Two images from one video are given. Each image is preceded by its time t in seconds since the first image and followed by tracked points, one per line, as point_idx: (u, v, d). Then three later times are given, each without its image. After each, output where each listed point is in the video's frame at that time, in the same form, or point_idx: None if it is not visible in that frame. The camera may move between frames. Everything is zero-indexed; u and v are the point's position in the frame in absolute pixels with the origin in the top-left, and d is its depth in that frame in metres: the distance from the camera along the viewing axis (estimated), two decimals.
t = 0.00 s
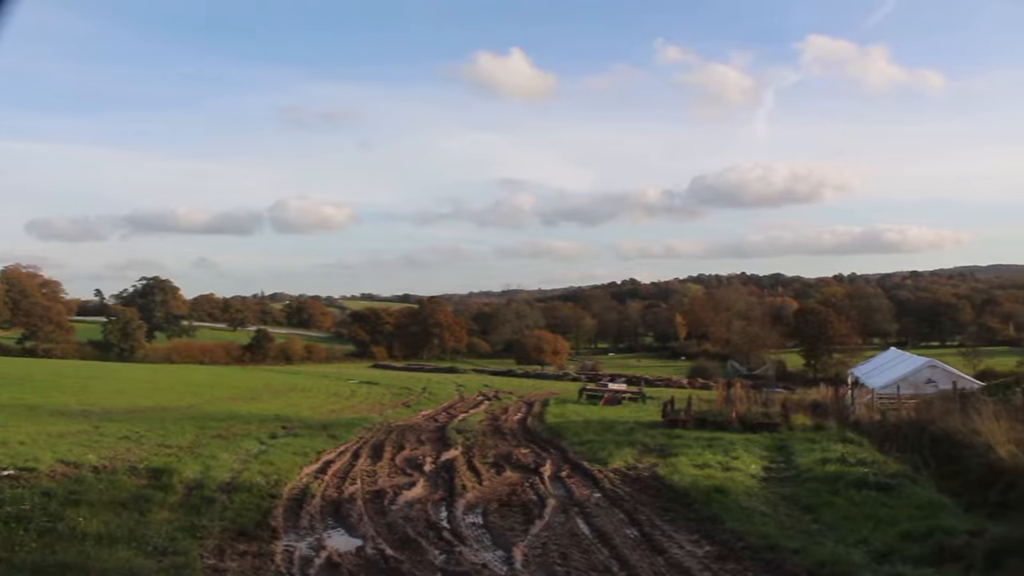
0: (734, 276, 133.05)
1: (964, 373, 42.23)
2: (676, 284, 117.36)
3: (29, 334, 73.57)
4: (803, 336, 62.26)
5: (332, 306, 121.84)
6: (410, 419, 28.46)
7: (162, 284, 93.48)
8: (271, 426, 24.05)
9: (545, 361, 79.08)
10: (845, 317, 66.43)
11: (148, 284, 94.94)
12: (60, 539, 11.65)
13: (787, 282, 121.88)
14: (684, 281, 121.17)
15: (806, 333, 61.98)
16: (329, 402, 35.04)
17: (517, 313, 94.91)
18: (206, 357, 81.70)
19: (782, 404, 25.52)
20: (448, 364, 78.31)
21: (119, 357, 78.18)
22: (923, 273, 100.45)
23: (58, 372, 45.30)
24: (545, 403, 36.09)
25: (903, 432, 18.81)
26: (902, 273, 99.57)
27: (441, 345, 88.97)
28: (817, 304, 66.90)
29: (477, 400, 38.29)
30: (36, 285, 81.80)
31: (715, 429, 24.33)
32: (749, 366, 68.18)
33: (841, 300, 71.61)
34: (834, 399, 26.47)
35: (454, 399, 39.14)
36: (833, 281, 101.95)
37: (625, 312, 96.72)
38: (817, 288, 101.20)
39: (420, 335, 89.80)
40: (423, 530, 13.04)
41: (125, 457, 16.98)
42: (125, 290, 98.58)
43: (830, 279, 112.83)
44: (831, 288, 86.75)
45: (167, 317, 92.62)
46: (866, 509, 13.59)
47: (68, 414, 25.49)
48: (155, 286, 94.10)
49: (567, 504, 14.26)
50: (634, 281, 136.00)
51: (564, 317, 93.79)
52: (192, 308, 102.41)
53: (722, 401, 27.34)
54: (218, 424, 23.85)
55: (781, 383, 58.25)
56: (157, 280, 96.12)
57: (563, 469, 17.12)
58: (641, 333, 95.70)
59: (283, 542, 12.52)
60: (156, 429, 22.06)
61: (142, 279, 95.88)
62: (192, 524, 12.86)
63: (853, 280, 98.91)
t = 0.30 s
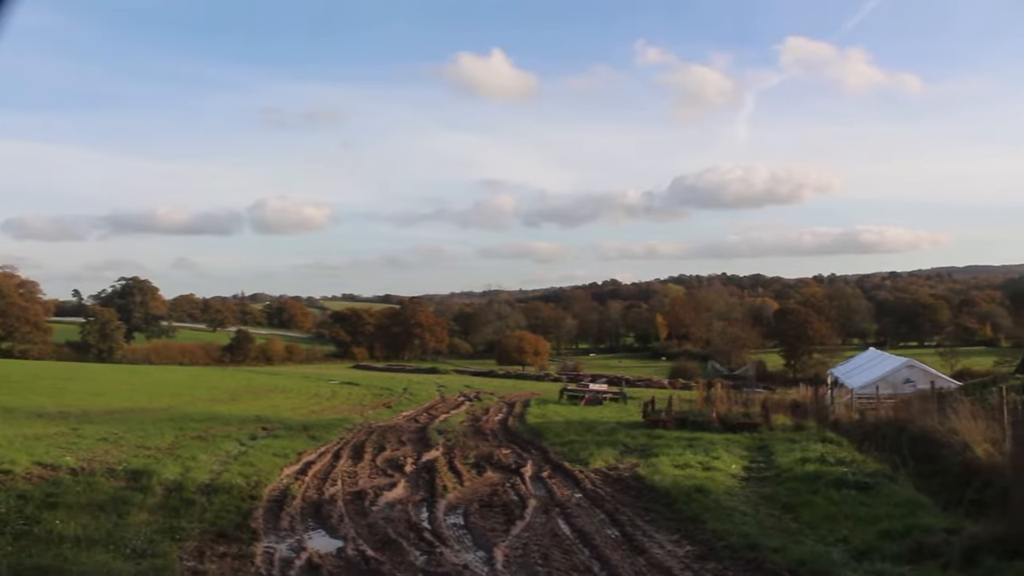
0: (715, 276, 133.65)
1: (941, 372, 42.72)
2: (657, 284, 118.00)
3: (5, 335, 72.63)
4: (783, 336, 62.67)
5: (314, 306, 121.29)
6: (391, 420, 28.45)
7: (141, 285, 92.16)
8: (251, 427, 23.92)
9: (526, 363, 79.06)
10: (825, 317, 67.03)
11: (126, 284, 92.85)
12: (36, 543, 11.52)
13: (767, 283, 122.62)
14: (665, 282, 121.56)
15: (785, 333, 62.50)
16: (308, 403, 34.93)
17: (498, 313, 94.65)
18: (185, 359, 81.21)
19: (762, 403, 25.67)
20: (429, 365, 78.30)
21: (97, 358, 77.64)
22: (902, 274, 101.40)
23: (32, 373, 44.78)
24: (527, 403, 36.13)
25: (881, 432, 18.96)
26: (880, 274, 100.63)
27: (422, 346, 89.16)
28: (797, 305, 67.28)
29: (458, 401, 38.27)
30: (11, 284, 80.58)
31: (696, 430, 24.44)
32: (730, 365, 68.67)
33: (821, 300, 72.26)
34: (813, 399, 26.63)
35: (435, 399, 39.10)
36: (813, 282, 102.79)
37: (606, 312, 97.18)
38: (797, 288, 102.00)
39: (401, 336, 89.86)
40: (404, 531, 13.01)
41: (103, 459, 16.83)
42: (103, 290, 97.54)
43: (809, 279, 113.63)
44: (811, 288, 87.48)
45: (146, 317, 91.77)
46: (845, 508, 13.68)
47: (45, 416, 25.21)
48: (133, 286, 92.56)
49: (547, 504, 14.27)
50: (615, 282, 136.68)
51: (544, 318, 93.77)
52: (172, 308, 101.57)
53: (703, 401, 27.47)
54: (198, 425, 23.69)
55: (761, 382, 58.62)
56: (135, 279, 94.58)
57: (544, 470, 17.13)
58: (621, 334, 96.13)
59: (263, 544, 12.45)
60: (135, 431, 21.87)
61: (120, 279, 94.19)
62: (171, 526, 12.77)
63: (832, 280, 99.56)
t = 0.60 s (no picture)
0: (697, 277, 134.22)
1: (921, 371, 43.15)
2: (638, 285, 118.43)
3: None
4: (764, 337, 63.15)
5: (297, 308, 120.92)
6: (373, 421, 28.42)
7: (121, 285, 91.44)
8: (232, 428, 23.80)
9: (508, 363, 79.18)
10: (806, 317, 67.53)
11: (105, 284, 91.90)
12: (14, 545, 11.42)
13: (748, 283, 123.26)
14: (647, 283, 122.00)
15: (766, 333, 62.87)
16: (290, 404, 34.83)
17: (479, 314, 95.06)
18: (166, 360, 80.70)
19: (743, 403, 25.79)
20: (412, 365, 78.22)
21: (76, 360, 77.15)
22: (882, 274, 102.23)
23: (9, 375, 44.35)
24: (509, 404, 36.17)
25: (862, 431, 19.10)
26: (860, 275, 101.59)
27: (404, 346, 89.14)
28: (778, 305, 67.66)
29: (440, 401, 38.26)
30: None
31: (678, 430, 24.52)
32: (711, 366, 69.07)
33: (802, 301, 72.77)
34: (795, 398, 26.76)
35: (416, 400, 39.08)
36: (793, 283, 103.57)
37: (588, 312, 97.43)
38: (778, 288, 102.79)
39: (383, 336, 89.74)
40: (387, 533, 12.98)
41: (82, 461, 16.71)
42: (83, 291, 96.72)
43: (790, 279, 114.40)
44: (792, 288, 88.13)
45: (126, 317, 91.13)
46: (826, 508, 13.75)
47: (23, 418, 24.97)
48: (113, 286, 91.60)
49: (530, 504, 14.27)
50: (598, 282, 137.22)
51: (527, 318, 93.89)
52: (153, 309, 100.93)
53: (685, 402, 27.58)
54: (179, 427, 23.53)
55: (743, 382, 58.97)
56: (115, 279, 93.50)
57: (526, 470, 17.11)
58: (603, 334, 96.31)
59: (244, 545, 12.39)
60: (114, 432, 21.71)
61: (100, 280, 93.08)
62: (151, 527, 12.69)
63: (813, 281, 100.16)
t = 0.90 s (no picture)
0: (682, 278, 134.65)
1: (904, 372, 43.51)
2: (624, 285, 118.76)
3: None
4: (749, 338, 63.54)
5: (282, 309, 120.53)
6: (358, 422, 28.33)
7: (105, 285, 90.85)
8: (217, 429, 23.70)
9: (494, 364, 79.18)
10: (791, 318, 67.92)
11: (88, 285, 91.34)
12: None
13: (733, 284, 123.81)
14: (633, 284, 122.39)
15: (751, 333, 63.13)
16: (274, 405, 34.72)
17: (464, 314, 95.20)
18: (151, 360, 80.31)
19: (728, 404, 25.89)
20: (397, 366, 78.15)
21: (59, 360, 76.66)
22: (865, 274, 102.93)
23: None
24: (495, 404, 36.22)
25: (846, 431, 19.18)
26: (844, 276, 102.29)
27: (390, 347, 89.11)
28: (763, 306, 67.95)
29: (425, 402, 38.25)
30: None
31: (663, 430, 24.57)
32: (696, 366, 69.28)
33: (787, 302, 73.18)
34: (780, 399, 26.86)
35: (402, 400, 39.02)
36: (778, 284, 104.17)
37: (573, 313, 97.54)
38: (763, 289, 103.29)
39: (368, 337, 89.55)
40: (372, 534, 12.95)
41: (65, 462, 16.60)
42: (66, 291, 96.03)
43: (774, 280, 115.13)
44: (776, 289, 88.67)
45: (110, 318, 90.58)
46: (811, 507, 13.81)
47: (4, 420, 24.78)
48: (96, 287, 90.98)
49: (515, 505, 14.26)
50: (583, 283, 137.55)
51: (512, 319, 93.95)
52: (137, 309, 100.32)
53: (670, 402, 27.64)
54: (163, 428, 23.39)
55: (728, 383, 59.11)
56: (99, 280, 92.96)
57: (512, 471, 17.08)
58: (589, 335, 96.39)
59: (228, 547, 12.33)
60: (97, 433, 21.58)
61: (83, 280, 92.49)
62: (135, 529, 12.61)
63: (797, 282, 100.81)
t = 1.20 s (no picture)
0: (666, 278, 135.09)
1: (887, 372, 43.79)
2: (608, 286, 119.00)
3: None
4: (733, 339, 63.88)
5: (266, 309, 120.10)
6: (342, 422, 28.25)
7: (87, 285, 90.20)
8: (200, 430, 23.58)
9: (478, 364, 79.16)
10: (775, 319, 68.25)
11: (70, 285, 90.69)
12: None
13: (717, 284, 124.37)
14: (617, 284, 122.74)
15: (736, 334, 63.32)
16: (257, 405, 34.58)
17: (449, 315, 95.29)
18: (133, 360, 79.87)
19: (713, 404, 25.99)
20: (381, 366, 77.98)
21: (41, 361, 76.06)
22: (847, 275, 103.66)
23: None
24: (480, 405, 36.21)
25: (830, 431, 19.28)
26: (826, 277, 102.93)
27: (374, 347, 88.99)
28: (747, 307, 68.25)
29: (409, 403, 38.21)
30: None
31: (647, 431, 24.63)
32: (681, 366, 69.34)
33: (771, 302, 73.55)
34: (764, 398, 26.99)
35: (387, 400, 38.99)
36: (761, 284, 104.74)
37: (558, 313, 97.47)
38: (747, 290, 103.79)
39: (353, 337, 89.25)
40: (357, 535, 12.91)
41: (47, 464, 16.48)
42: (48, 291, 95.27)
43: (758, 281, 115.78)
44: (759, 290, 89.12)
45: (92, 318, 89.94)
46: (795, 506, 13.86)
47: None
48: (79, 287, 90.32)
49: (500, 506, 14.25)
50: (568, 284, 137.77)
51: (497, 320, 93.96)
52: (120, 310, 99.66)
53: (655, 402, 27.72)
54: (146, 429, 23.26)
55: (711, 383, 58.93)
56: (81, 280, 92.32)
57: (496, 472, 17.06)
58: (574, 335, 96.48)
59: (212, 548, 12.27)
60: (80, 435, 21.45)
61: (66, 280, 91.80)
62: (117, 531, 12.53)
63: (780, 283, 101.41)
